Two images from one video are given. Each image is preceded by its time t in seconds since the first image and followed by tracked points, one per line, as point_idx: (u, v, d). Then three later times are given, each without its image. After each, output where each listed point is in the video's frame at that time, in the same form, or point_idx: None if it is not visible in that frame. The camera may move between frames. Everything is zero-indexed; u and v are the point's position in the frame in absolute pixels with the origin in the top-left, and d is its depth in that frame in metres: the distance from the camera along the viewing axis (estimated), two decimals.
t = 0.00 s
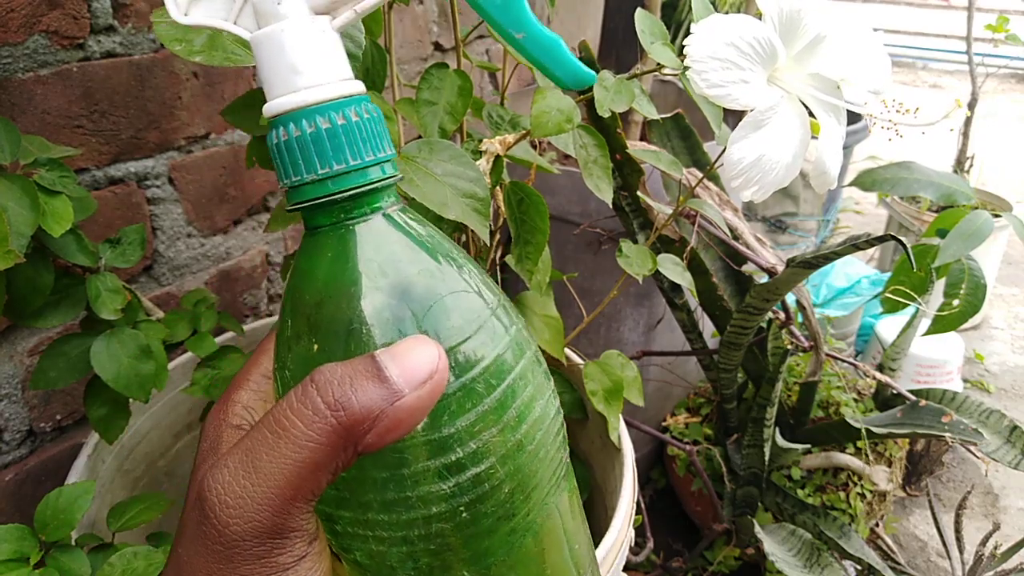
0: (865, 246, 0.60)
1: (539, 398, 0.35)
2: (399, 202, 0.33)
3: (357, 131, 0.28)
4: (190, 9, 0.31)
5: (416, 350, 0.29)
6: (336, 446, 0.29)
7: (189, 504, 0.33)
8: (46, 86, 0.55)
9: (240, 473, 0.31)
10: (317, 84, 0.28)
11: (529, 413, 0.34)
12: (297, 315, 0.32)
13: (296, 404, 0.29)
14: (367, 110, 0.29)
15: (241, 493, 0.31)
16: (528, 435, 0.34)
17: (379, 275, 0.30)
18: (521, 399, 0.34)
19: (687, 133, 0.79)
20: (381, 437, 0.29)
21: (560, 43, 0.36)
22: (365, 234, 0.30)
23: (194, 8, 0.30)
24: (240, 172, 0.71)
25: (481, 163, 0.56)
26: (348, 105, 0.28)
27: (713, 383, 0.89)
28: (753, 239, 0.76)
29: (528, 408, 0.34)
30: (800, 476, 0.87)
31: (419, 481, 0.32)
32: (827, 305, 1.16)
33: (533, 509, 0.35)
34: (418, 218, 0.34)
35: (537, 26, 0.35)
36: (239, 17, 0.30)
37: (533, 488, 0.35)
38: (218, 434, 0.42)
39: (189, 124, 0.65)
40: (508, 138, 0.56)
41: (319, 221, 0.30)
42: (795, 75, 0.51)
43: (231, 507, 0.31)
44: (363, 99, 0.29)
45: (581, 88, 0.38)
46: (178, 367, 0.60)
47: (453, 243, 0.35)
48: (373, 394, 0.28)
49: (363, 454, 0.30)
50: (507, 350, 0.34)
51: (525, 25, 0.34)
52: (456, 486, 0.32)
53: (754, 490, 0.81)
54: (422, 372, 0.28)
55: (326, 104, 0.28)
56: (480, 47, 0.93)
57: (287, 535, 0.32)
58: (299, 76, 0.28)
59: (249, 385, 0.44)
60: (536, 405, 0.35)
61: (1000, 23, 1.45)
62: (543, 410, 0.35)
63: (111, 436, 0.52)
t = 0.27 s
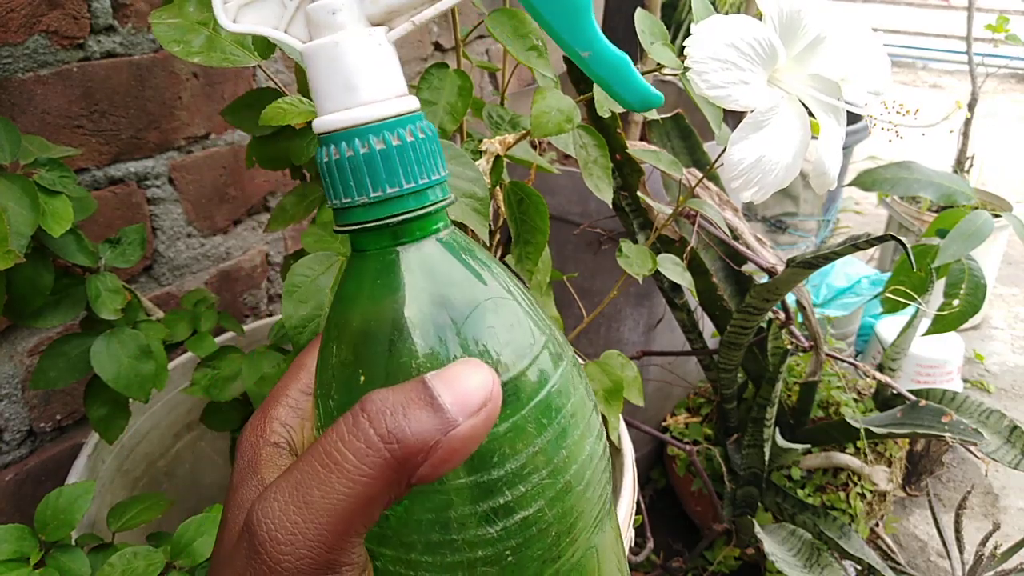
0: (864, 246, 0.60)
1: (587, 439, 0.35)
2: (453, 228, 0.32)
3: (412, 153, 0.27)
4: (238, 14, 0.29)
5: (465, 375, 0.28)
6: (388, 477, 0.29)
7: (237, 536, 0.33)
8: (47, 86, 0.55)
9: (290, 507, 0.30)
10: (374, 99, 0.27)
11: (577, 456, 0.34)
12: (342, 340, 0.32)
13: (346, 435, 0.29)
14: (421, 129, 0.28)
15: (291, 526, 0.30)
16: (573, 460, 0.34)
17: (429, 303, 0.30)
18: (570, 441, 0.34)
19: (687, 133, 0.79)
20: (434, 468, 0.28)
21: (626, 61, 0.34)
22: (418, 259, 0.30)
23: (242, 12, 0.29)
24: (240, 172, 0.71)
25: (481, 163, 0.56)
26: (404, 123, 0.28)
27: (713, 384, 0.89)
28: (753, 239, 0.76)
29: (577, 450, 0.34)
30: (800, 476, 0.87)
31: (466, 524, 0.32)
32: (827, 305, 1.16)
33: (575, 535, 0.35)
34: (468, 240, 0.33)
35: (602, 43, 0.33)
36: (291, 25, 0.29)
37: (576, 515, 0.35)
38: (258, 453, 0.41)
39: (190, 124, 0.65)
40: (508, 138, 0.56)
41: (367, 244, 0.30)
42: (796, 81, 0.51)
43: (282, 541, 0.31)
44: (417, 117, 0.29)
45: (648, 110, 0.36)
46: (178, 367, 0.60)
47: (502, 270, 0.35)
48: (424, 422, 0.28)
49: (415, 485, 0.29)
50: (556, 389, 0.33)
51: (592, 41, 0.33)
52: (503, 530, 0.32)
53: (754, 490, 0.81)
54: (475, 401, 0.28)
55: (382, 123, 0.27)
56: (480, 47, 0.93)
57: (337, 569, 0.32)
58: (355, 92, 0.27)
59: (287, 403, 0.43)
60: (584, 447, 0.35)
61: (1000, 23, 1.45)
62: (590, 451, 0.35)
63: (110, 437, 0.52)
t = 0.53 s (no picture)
0: (865, 245, 0.60)
1: (585, 438, 0.35)
2: (455, 227, 0.32)
3: (417, 151, 0.28)
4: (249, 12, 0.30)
5: (463, 368, 0.28)
6: (387, 471, 0.29)
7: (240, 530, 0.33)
8: (47, 86, 0.55)
9: (289, 501, 0.30)
10: (381, 98, 0.28)
11: (574, 455, 0.34)
12: (340, 337, 0.32)
13: (346, 430, 0.29)
14: (427, 128, 0.29)
15: (289, 520, 0.30)
16: (572, 461, 0.34)
17: (429, 301, 0.30)
18: (567, 440, 0.33)
19: (687, 133, 0.79)
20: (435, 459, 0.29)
21: (634, 65, 0.35)
22: (418, 256, 0.30)
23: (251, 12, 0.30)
24: (241, 172, 0.71)
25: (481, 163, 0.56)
26: (410, 122, 0.28)
27: (713, 384, 0.89)
28: (753, 239, 0.76)
29: (575, 449, 0.34)
30: (800, 476, 0.87)
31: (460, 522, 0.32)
32: (827, 305, 1.16)
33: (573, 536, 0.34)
34: (469, 240, 0.33)
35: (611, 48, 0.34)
36: (301, 22, 0.30)
37: (574, 517, 0.34)
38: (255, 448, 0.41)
39: (190, 124, 0.65)
40: (508, 138, 0.56)
41: (369, 240, 0.30)
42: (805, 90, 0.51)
43: (284, 536, 0.31)
44: (424, 116, 0.29)
45: (654, 114, 0.37)
46: (178, 367, 0.60)
47: (506, 271, 0.35)
48: (425, 417, 0.28)
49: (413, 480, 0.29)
50: (555, 388, 0.33)
51: (601, 47, 0.33)
52: (497, 529, 0.32)
53: (754, 490, 0.81)
54: (476, 394, 0.28)
55: (387, 121, 0.27)
56: (480, 47, 0.93)
57: (339, 562, 0.32)
58: (362, 89, 0.28)
59: (286, 401, 0.43)
60: (582, 447, 0.34)
61: (1000, 23, 1.45)
62: (588, 451, 0.35)
63: (110, 437, 0.52)
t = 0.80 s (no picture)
0: (865, 246, 0.60)
1: (576, 400, 0.34)
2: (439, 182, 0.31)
3: (395, 97, 0.27)
4: None
5: (445, 319, 0.27)
6: (363, 421, 0.28)
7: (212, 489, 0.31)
8: (47, 86, 0.55)
9: (260, 454, 0.29)
10: (355, 44, 0.26)
11: (562, 415, 0.33)
12: (321, 293, 0.31)
13: (322, 376, 0.28)
14: (406, 75, 0.27)
15: (261, 474, 0.29)
16: (560, 422, 0.32)
17: (411, 254, 0.29)
18: (556, 399, 0.32)
19: (687, 133, 0.79)
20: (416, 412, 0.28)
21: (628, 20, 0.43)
22: (401, 208, 0.29)
23: None
24: (241, 172, 0.71)
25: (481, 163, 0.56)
26: (387, 69, 0.27)
27: (713, 384, 0.89)
28: (753, 239, 0.76)
29: (563, 408, 0.33)
30: (800, 476, 0.87)
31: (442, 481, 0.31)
32: (827, 305, 1.16)
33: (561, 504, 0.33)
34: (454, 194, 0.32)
35: None
36: None
37: (562, 484, 0.33)
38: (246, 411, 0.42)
39: (190, 124, 0.65)
40: (508, 138, 0.56)
41: (350, 194, 0.29)
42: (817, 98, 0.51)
43: (257, 491, 0.29)
44: (402, 61, 0.28)
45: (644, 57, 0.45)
46: (178, 367, 0.60)
47: (494, 229, 0.34)
48: (403, 365, 0.27)
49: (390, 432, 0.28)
50: (546, 346, 0.32)
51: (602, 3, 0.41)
52: (479, 488, 0.31)
53: (754, 490, 0.81)
54: (456, 344, 0.27)
55: (362, 68, 0.26)
56: (480, 47, 0.93)
57: (316, 518, 0.31)
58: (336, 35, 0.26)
59: (276, 368, 0.43)
60: (571, 407, 0.33)
61: (1000, 23, 1.45)
62: (578, 413, 0.34)
63: (110, 436, 0.52)
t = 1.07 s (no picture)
0: (865, 246, 0.60)
1: (584, 424, 0.34)
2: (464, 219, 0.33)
3: (432, 143, 0.28)
4: (280, 8, 0.31)
5: (468, 347, 0.29)
6: (391, 441, 0.29)
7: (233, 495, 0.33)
8: (46, 86, 0.55)
9: (292, 467, 0.31)
10: (398, 91, 0.28)
11: (573, 438, 0.33)
12: (348, 316, 0.32)
13: (353, 398, 0.29)
14: (443, 123, 0.29)
15: (291, 486, 0.31)
16: (569, 444, 0.33)
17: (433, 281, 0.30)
18: (567, 423, 0.33)
19: (687, 133, 0.79)
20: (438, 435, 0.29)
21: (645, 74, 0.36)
22: (426, 241, 0.30)
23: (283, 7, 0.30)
24: (241, 172, 0.71)
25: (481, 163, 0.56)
26: (426, 115, 0.28)
27: (713, 384, 0.89)
28: (753, 239, 0.76)
29: (573, 432, 0.33)
30: (800, 476, 0.87)
31: (455, 494, 0.31)
32: (827, 305, 1.16)
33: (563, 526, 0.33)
34: (476, 232, 0.33)
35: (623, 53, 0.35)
36: (328, 19, 0.31)
37: (570, 502, 0.33)
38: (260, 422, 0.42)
39: (190, 124, 0.65)
40: (508, 138, 0.56)
41: (382, 227, 0.30)
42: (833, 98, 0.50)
43: (285, 502, 0.31)
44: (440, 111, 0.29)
45: (662, 118, 0.37)
46: (178, 367, 0.60)
47: (513, 267, 0.35)
48: (430, 391, 0.28)
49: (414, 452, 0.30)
50: (558, 375, 0.33)
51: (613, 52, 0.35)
52: (492, 505, 0.31)
53: (754, 490, 0.81)
54: (480, 375, 0.28)
55: (404, 113, 0.28)
56: (480, 47, 0.94)
57: (332, 534, 0.32)
58: (380, 82, 0.28)
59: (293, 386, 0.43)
60: (580, 430, 0.34)
61: (1000, 23, 1.44)
62: (587, 436, 0.34)
63: (110, 437, 0.52)
